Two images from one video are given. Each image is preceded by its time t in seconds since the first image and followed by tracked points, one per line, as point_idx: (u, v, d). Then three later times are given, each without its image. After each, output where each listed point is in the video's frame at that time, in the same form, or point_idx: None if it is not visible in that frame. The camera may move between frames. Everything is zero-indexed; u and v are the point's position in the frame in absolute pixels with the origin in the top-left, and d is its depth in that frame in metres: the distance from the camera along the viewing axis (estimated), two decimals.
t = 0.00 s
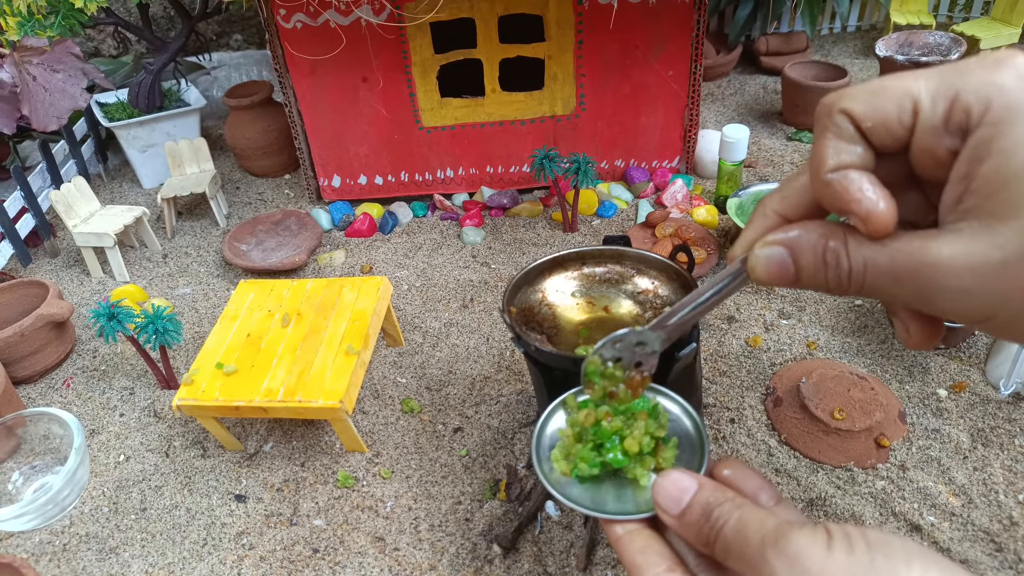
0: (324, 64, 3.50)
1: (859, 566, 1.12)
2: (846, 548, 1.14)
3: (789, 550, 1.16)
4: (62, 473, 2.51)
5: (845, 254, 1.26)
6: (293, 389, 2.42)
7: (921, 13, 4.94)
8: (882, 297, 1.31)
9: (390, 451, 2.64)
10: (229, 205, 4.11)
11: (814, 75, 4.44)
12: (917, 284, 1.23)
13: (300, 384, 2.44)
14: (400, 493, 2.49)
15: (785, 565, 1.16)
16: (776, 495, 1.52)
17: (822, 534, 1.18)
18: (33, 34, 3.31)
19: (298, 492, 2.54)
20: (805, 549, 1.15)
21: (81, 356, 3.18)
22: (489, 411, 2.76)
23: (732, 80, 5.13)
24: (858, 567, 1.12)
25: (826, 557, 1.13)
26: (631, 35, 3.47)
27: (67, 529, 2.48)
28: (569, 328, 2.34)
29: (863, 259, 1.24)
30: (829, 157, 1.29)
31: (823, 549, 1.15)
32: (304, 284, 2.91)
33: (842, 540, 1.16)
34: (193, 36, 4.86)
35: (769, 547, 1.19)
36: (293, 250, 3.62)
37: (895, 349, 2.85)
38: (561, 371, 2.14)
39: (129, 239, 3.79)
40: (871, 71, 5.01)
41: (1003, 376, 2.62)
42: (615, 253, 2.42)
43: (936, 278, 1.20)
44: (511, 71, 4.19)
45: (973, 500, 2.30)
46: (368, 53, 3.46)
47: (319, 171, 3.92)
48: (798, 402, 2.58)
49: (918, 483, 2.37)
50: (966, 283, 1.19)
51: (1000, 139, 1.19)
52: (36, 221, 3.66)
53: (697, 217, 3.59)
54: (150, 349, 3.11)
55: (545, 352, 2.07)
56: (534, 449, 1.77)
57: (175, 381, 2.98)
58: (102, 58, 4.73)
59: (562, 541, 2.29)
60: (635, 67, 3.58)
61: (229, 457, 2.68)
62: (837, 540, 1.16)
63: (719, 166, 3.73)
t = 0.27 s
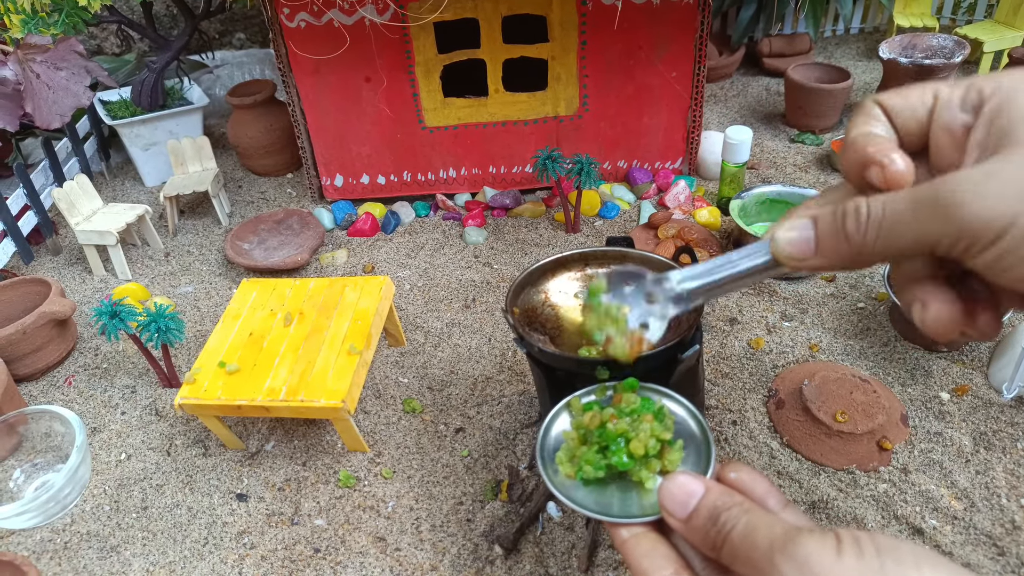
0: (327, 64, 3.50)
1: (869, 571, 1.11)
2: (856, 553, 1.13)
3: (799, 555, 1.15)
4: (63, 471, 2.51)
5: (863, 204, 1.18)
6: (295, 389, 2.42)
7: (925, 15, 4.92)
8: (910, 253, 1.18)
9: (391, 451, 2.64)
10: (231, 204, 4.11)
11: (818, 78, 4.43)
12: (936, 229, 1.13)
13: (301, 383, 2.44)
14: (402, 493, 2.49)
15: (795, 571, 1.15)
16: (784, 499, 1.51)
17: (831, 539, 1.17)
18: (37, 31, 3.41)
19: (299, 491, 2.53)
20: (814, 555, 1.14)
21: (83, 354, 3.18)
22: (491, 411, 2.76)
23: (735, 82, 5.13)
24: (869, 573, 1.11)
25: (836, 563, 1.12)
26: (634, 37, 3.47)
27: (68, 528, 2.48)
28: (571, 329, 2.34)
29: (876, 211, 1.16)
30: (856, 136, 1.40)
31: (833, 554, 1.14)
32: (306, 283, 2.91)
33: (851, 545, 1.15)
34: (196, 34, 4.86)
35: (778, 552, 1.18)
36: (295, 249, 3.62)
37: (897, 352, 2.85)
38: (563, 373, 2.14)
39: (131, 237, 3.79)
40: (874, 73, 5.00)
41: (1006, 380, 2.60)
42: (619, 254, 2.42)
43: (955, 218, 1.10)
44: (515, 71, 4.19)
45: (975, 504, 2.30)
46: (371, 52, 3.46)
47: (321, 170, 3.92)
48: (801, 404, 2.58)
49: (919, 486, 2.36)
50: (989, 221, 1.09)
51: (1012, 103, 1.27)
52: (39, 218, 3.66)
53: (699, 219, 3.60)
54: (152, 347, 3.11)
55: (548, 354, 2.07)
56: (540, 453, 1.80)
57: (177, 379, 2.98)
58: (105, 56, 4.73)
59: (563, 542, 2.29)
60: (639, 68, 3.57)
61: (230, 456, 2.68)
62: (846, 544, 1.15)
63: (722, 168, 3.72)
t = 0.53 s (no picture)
0: (328, 64, 3.51)
1: None
2: (865, 557, 1.15)
3: (807, 559, 1.16)
4: (64, 470, 2.52)
5: None
6: (295, 388, 2.42)
7: (925, 17, 4.93)
8: None
9: (391, 451, 2.64)
10: (232, 203, 4.12)
11: (818, 79, 4.44)
12: None
13: (302, 383, 2.44)
14: (402, 493, 2.49)
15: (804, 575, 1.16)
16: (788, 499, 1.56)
17: (839, 542, 1.18)
18: (39, 31, 3.42)
19: (299, 490, 2.54)
20: (822, 558, 1.16)
21: (83, 353, 3.18)
22: (491, 411, 2.76)
23: (735, 83, 5.13)
24: None
25: (845, 568, 1.14)
26: (635, 37, 3.47)
27: (69, 526, 2.48)
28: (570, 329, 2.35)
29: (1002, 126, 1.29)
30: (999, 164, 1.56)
31: (842, 558, 1.15)
32: (307, 283, 2.92)
33: (859, 549, 1.16)
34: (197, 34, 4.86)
35: (785, 555, 1.19)
36: (295, 248, 3.62)
37: (897, 352, 2.85)
38: (563, 373, 2.15)
39: (132, 236, 3.80)
40: (874, 75, 5.01)
41: (1005, 381, 2.62)
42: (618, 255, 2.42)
43: None
44: (515, 71, 4.20)
45: (974, 505, 2.30)
46: (373, 52, 3.46)
47: (322, 170, 3.92)
48: (800, 405, 2.58)
49: (919, 487, 2.37)
50: None
51: None
52: (40, 217, 3.66)
53: (699, 219, 3.60)
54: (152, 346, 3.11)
55: (548, 355, 2.07)
56: (541, 453, 1.77)
57: (177, 378, 2.98)
58: (107, 55, 4.73)
59: (563, 542, 2.29)
60: (640, 68, 3.58)
61: (230, 455, 2.69)
62: (855, 549, 1.17)
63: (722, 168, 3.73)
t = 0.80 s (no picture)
0: (330, 64, 3.51)
1: None
2: (888, 558, 1.19)
3: (830, 561, 1.18)
4: (66, 469, 2.52)
5: None
6: (297, 388, 2.43)
7: (926, 19, 4.93)
8: None
9: (393, 450, 2.65)
10: (234, 203, 4.12)
11: (819, 81, 4.45)
12: None
13: (304, 382, 2.45)
14: (403, 493, 2.50)
15: None
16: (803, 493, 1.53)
17: (860, 542, 1.21)
18: (42, 30, 3.42)
19: (301, 490, 2.55)
20: (845, 559, 1.18)
21: (85, 353, 3.19)
22: (492, 411, 2.77)
23: (736, 84, 5.15)
24: None
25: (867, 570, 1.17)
26: (637, 39, 3.48)
27: (71, 525, 2.49)
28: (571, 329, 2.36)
29: None
30: None
31: (864, 559, 1.18)
32: (309, 283, 2.93)
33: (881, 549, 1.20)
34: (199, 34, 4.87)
35: (805, 555, 1.21)
36: (297, 249, 3.63)
37: (897, 354, 2.86)
38: (565, 373, 2.16)
39: (134, 236, 3.80)
40: (875, 77, 5.02)
41: (1005, 383, 2.61)
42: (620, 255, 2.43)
43: None
44: (517, 72, 4.21)
45: (974, 506, 2.31)
46: (375, 53, 3.47)
47: (324, 170, 3.93)
48: (801, 406, 2.59)
49: (919, 488, 2.37)
50: None
51: None
52: (42, 217, 3.67)
53: (700, 221, 3.61)
54: (154, 346, 3.12)
55: (551, 355, 2.08)
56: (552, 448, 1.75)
57: (179, 378, 2.99)
58: (109, 55, 4.74)
59: (564, 541, 2.30)
60: (641, 70, 3.59)
61: (232, 454, 2.69)
62: (878, 549, 1.20)
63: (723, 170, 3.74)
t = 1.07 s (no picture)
0: (325, 64, 3.51)
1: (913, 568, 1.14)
2: (899, 547, 1.17)
3: (839, 550, 1.17)
4: (66, 472, 2.52)
5: None
6: (296, 388, 2.43)
7: (922, 13, 4.95)
8: None
9: (392, 450, 2.65)
10: (231, 205, 4.12)
11: (815, 75, 4.45)
12: None
13: (303, 383, 2.45)
14: (403, 492, 2.50)
15: (835, 565, 1.17)
16: (814, 483, 1.52)
17: (871, 531, 1.19)
18: (36, 34, 3.39)
19: (300, 490, 2.55)
20: (855, 548, 1.16)
21: (84, 356, 3.19)
22: (491, 409, 2.77)
23: (732, 80, 5.14)
24: (912, 568, 1.15)
25: (878, 559, 1.15)
26: (632, 35, 3.48)
27: (71, 528, 2.49)
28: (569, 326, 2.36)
29: None
30: None
31: (875, 548, 1.16)
32: (306, 283, 2.92)
33: (893, 539, 1.17)
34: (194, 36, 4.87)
35: (814, 544, 1.20)
36: (295, 249, 3.63)
37: (895, 347, 2.86)
38: (563, 370, 2.16)
39: (131, 238, 3.80)
40: (871, 71, 5.02)
41: (1003, 374, 2.62)
42: (617, 251, 2.43)
43: None
44: (513, 70, 4.21)
45: (973, 498, 2.31)
46: (370, 53, 3.47)
47: (321, 170, 3.93)
48: (800, 400, 2.60)
49: (918, 481, 2.37)
50: None
51: None
52: (39, 221, 3.67)
53: (697, 217, 3.60)
54: (153, 348, 3.12)
55: (549, 352, 2.08)
56: (556, 438, 1.74)
57: (178, 380, 2.99)
58: (104, 59, 4.74)
59: (564, 538, 2.30)
60: (637, 66, 3.58)
61: (232, 455, 2.69)
62: (889, 538, 1.18)
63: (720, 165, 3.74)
